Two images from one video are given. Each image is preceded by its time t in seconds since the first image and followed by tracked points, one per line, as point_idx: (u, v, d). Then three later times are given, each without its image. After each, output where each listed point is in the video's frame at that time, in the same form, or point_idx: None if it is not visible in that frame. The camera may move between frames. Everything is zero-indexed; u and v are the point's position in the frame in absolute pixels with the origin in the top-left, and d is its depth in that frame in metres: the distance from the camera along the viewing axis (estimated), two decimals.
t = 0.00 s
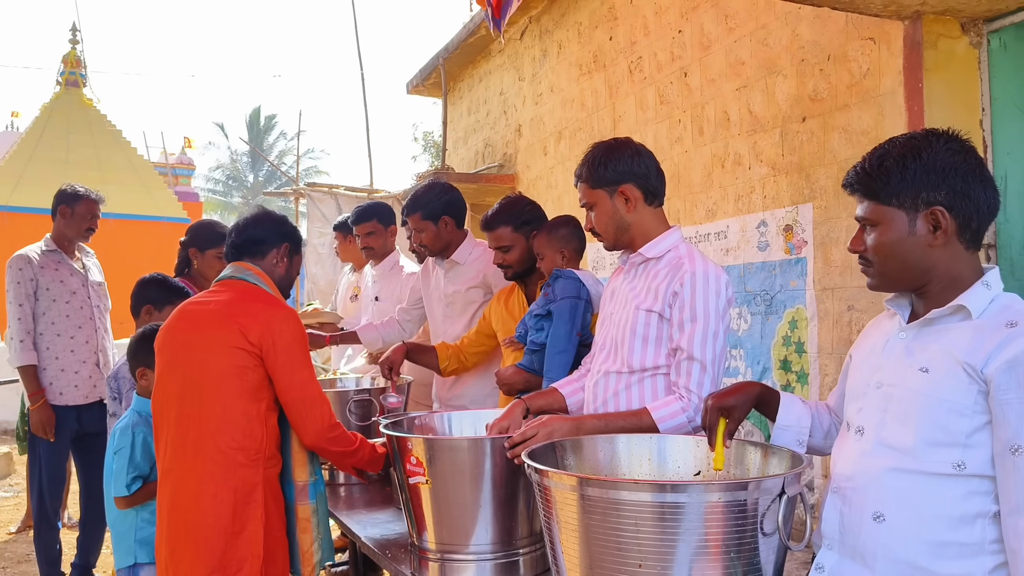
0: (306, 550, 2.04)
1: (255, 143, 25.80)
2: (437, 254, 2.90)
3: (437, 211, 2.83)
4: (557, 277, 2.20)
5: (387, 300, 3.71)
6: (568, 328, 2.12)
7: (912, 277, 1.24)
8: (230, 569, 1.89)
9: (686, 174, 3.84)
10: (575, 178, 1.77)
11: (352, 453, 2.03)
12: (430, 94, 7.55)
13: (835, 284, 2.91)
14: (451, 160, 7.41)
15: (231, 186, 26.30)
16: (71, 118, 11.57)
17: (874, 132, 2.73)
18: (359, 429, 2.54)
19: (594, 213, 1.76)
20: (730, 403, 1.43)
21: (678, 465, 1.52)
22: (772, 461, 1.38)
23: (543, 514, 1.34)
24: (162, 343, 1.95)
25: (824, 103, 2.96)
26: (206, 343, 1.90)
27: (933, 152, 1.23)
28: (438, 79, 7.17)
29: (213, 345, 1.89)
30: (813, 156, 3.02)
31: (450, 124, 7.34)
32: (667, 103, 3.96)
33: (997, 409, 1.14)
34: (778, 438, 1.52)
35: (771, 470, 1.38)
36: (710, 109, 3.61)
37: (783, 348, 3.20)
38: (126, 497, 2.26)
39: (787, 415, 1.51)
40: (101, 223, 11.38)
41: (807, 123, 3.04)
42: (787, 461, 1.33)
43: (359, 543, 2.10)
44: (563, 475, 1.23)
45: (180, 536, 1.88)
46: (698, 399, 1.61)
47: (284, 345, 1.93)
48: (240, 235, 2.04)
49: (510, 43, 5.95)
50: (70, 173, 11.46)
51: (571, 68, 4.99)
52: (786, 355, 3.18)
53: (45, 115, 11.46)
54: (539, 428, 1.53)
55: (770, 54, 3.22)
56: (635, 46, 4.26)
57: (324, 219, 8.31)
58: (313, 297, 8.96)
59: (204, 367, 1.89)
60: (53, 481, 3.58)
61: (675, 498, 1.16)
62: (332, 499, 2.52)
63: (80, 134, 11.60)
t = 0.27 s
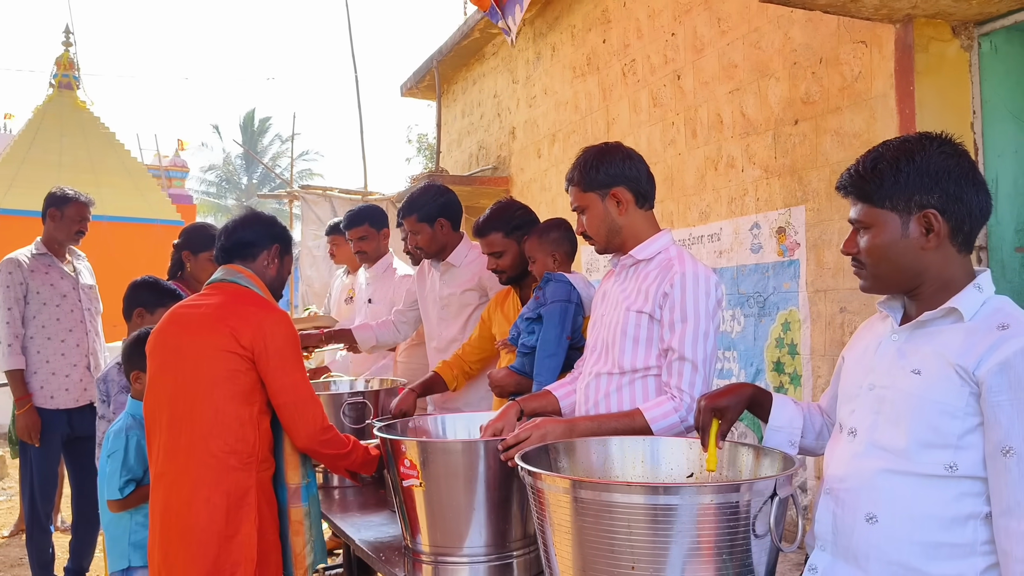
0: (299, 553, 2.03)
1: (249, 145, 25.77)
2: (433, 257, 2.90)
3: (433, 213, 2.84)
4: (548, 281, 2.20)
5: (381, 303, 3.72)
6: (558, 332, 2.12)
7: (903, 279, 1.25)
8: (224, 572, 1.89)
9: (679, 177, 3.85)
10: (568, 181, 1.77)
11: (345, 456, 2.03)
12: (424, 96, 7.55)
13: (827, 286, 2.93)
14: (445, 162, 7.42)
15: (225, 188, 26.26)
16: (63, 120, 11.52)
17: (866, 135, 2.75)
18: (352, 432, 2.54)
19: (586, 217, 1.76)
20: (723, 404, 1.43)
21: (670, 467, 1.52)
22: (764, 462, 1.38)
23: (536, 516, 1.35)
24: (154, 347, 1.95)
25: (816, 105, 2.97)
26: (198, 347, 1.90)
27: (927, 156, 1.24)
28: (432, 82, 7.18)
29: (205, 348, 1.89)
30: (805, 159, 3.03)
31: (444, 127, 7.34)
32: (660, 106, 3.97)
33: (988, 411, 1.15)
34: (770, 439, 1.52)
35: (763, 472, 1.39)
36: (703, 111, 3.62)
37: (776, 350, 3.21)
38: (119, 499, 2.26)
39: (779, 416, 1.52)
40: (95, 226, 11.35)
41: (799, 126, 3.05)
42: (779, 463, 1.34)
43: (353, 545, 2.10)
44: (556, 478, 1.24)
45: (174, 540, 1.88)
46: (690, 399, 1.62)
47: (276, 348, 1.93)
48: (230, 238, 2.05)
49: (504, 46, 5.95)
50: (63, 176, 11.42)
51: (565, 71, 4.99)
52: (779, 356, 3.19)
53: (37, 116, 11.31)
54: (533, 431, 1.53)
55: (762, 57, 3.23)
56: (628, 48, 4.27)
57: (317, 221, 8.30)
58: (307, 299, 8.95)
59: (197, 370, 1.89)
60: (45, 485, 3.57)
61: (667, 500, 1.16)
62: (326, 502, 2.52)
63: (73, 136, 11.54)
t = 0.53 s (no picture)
0: (292, 556, 2.03)
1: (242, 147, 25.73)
2: (429, 258, 2.90)
3: (430, 215, 2.84)
4: (541, 283, 2.20)
5: (374, 305, 3.72)
6: (551, 334, 2.13)
7: (895, 281, 1.26)
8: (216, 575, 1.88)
9: (672, 179, 3.86)
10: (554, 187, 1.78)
11: (338, 459, 2.03)
12: (418, 99, 7.55)
13: (820, 288, 2.94)
14: (438, 165, 7.42)
15: (218, 191, 26.22)
16: (56, 123, 11.48)
17: (858, 138, 2.76)
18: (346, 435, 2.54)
19: (573, 222, 1.77)
20: (713, 405, 1.44)
21: (663, 469, 1.53)
22: (756, 464, 1.39)
23: (529, 519, 1.35)
24: (145, 350, 1.95)
25: (808, 108, 2.98)
26: (189, 350, 1.89)
27: (919, 158, 1.25)
28: (426, 84, 7.18)
29: (196, 351, 1.89)
30: (797, 162, 3.04)
31: (437, 129, 7.35)
32: (653, 108, 3.98)
33: (979, 412, 1.15)
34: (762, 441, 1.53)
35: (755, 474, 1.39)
36: (696, 114, 3.63)
37: (769, 352, 3.22)
38: (113, 503, 2.25)
39: (770, 418, 1.52)
40: (88, 229, 11.32)
41: (791, 129, 3.06)
42: (771, 465, 1.34)
43: (347, 549, 2.10)
44: (548, 480, 1.24)
45: (166, 543, 1.88)
46: (681, 399, 1.62)
47: (267, 351, 1.93)
48: (220, 241, 2.04)
49: (497, 49, 5.96)
50: (55, 179, 11.38)
51: (558, 74, 5.00)
52: (772, 358, 3.20)
53: (30, 118, 11.31)
54: (526, 433, 1.53)
55: (754, 60, 3.25)
56: (621, 51, 4.28)
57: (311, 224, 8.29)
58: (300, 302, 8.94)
59: (188, 374, 1.89)
60: (36, 488, 3.55)
61: (659, 502, 1.17)
62: (319, 505, 2.52)
63: (66, 138, 11.51)
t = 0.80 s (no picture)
0: (286, 558, 2.03)
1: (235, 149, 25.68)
2: (427, 261, 2.91)
3: (426, 217, 2.86)
4: (536, 284, 2.20)
5: (368, 308, 3.73)
6: (546, 336, 2.14)
7: (887, 283, 1.27)
8: None
9: (666, 181, 3.87)
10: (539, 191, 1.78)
11: (331, 460, 2.03)
12: (411, 101, 7.55)
13: (812, 289, 2.95)
14: (432, 167, 7.43)
15: (211, 193, 26.16)
16: (47, 124, 11.42)
17: (850, 140, 2.77)
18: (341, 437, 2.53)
19: (558, 226, 1.77)
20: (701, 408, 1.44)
21: (656, 471, 1.53)
22: (749, 464, 1.40)
23: (524, 520, 1.35)
24: (139, 352, 1.95)
25: (801, 111, 3.00)
26: (182, 352, 1.89)
27: (912, 160, 1.26)
28: (419, 86, 7.19)
29: (189, 353, 1.89)
30: (790, 164, 3.05)
31: (431, 131, 7.35)
32: (646, 110, 3.99)
33: (969, 413, 1.16)
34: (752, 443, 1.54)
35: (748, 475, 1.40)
36: (689, 116, 3.64)
37: (762, 353, 3.23)
38: (108, 506, 2.24)
39: (759, 421, 1.53)
40: (80, 230, 11.28)
41: (784, 131, 3.08)
42: (763, 466, 1.35)
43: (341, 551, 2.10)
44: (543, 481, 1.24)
45: (159, 545, 1.88)
46: (671, 397, 1.65)
47: (260, 353, 1.93)
48: (212, 244, 2.04)
49: (490, 51, 5.97)
50: (47, 180, 11.34)
51: (552, 76, 5.01)
52: (765, 360, 3.22)
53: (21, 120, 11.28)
54: (520, 435, 1.54)
55: (747, 62, 3.26)
56: (615, 53, 4.29)
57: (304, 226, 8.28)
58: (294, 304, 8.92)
59: (182, 375, 1.88)
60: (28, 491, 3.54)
61: (652, 502, 1.17)
62: (313, 507, 2.52)
63: (57, 140, 11.48)
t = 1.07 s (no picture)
0: (275, 561, 2.03)
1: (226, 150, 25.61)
2: (424, 265, 2.92)
3: (420, 221, 2.87)
4: (526, 287, 2.20)
5: (359, 310, 3.72)
6: (536, 339, 2.13)
7: (875, 286, 1.27)
8: None
9: (657, 183, 3.88)
10: (535, 183, 1.80)
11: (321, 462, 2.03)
12: (403, 102, 7.55)
13: (802, 291, 2.96)
14: (424, 168, 7.42)
15: (202, 194, 26.08)
16: (37, 124, 11.16)
17: (839, 143, 2.78)
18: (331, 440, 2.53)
19: (551, 218, 1.79)
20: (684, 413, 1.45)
21: (645, 473, 1.54)
22: (739, 466, 1.40)
23: (514, 523, 1.35)
24: (127, 355, 1.94)
25: (791, 113, 3.01)
26: (171, 355, 1.89)
27: (899, 164, 1.26)
28: (411, 88, 7.18)
29: (178, 355, 1.88)
30: (780, 166, 3.06)
31: (422, 132, 7.35)
32: (638, 112, 4.00)
33: (957, 414, 1.17)
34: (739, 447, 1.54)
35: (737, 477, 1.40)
36: (680, 118, 3.65)
37: (753, 355, 3.24)
38: (96, 510, 2.22)
39: (744, 426, 1.53)
40: (70, 232, 11.22)
41: (774, 133, 3.09)
42: (753, 468, 1.35)
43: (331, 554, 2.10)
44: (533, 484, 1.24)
45: (148, 548, 1.87)
46: (657, 391, 1.65)
47: (249, 355, 1.92)
48: (200, 246, 2.03)
49: (482, 53, 5.97)
50: (37, 181, 11.28)
51: (544, 78, 5.02)
52: (755, 361, 3.22)
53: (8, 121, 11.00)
54: (512, 437, 1.53)
55: (738, 65, 3.27)
56: (606, 56, 4.30)
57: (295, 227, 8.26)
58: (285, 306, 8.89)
59: (170, 378, 1.88)
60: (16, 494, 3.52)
61: (643, 505, 1.17)
62: (304, 509, 2.51)
63: (48, 140, 11.21)
